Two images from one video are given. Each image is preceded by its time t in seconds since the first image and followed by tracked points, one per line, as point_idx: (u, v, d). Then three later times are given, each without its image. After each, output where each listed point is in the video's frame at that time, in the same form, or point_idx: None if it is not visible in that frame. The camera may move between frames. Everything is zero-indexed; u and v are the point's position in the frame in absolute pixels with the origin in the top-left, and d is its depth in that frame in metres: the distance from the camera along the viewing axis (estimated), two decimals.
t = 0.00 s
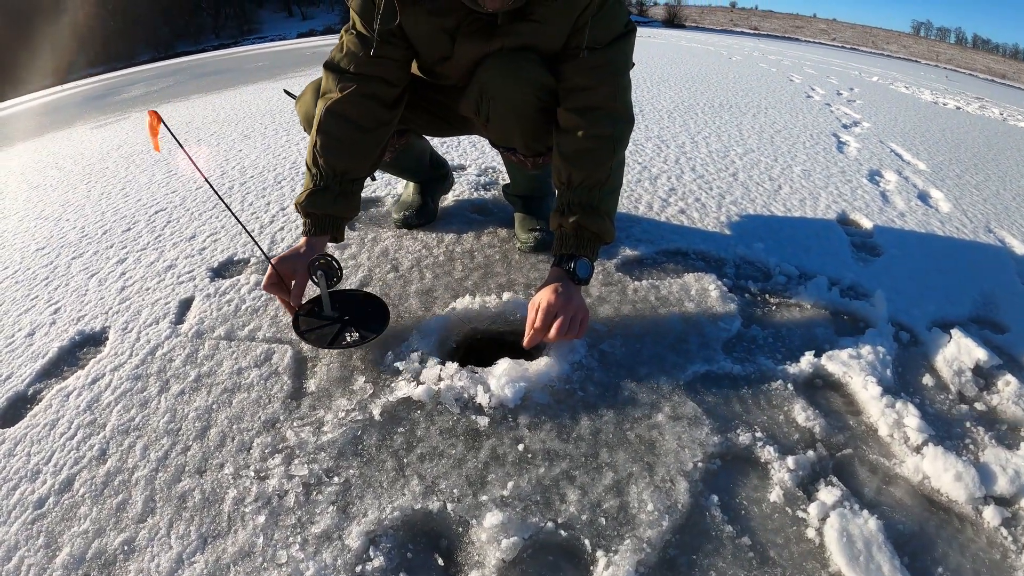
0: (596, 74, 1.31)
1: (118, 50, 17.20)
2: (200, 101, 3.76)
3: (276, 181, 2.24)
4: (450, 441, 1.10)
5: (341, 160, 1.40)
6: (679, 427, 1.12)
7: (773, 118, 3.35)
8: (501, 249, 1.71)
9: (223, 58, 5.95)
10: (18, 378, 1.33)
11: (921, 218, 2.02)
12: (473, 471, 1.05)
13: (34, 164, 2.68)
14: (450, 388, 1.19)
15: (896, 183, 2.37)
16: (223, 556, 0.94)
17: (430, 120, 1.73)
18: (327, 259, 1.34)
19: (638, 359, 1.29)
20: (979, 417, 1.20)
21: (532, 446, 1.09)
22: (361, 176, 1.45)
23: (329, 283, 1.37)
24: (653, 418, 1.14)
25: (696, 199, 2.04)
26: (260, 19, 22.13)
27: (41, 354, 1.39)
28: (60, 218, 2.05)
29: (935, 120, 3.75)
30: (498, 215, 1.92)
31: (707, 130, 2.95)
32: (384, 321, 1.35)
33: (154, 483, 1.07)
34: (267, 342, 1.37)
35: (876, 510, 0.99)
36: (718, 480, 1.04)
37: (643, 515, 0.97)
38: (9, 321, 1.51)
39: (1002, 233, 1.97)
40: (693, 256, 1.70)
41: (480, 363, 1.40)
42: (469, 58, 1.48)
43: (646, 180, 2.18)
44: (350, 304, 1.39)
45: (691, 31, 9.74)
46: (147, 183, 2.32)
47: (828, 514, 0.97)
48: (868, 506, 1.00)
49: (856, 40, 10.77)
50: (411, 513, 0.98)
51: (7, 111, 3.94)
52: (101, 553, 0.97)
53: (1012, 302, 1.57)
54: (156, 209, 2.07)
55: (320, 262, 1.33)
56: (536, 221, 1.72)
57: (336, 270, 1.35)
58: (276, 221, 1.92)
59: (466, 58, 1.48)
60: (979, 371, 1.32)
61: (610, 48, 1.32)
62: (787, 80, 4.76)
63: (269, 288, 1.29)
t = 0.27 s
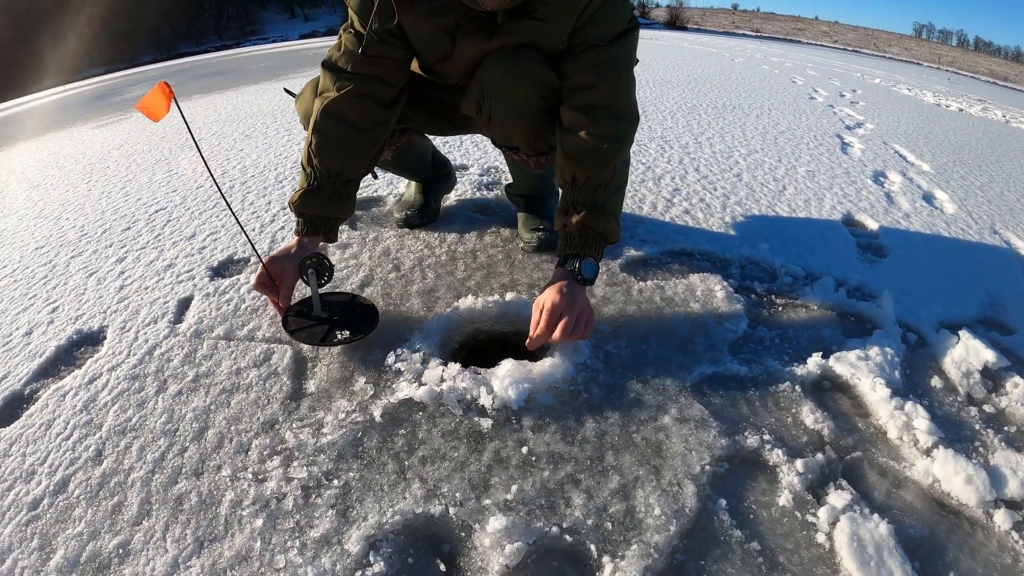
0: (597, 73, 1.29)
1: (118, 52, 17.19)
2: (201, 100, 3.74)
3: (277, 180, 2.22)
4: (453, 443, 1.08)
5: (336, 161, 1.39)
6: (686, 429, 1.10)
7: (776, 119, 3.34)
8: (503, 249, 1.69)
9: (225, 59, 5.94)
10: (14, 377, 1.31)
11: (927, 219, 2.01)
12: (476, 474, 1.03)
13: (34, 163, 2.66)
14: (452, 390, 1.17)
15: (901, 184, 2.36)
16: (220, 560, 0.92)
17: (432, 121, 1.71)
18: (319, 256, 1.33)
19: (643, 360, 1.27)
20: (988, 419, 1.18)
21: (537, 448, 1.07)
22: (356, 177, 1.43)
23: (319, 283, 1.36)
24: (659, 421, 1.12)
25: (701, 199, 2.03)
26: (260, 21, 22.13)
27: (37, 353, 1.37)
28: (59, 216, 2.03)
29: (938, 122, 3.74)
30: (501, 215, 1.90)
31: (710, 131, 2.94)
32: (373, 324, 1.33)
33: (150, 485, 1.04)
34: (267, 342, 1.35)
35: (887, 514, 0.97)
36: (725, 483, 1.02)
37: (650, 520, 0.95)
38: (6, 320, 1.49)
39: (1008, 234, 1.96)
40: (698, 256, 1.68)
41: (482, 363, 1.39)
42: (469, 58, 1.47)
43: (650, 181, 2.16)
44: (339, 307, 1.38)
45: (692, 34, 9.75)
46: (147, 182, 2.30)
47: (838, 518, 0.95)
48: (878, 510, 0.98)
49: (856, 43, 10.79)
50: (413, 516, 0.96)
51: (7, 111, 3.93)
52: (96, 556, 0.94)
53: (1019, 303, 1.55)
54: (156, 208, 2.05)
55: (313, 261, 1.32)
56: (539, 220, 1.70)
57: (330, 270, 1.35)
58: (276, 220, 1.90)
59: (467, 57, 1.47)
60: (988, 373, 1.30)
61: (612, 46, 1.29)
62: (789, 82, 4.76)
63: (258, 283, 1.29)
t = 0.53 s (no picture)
0: (600, 74, 1.28)
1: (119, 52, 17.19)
2: (202, 101, 3.73)
3: (278, 181, 2.21)
4: (454, 448, 1.07)
5: (334, 163, 1.37)
6: (691, 434, 1.09)
7: (779, 121, 3.33)
8: (505, 251, 1.68)
9: (227, 60, 5.93)
10: (10, 379, 1.29)
11: (931, 222, 2.00)
12: (478, 479, 1.01)
13: (34, 163, 2.65)
14: (454, 394, 1.16)
15: (904, 186, 2.35)
16: (217, 566, 0.90)
17: (433, 122, 1.70)
18: (312, 264, 1.34)
19: (647, 364, 1.26)
20: (995, 424, 1.17)
21: (540, 453, 1.06)
22: (354, 180, 1.41)
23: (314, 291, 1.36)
24: (663, 425, 1.11)
25: (704, 201, 2.02)
26: (261, 22, 22.12)
27: (35, 354, 1.35)
28: (59, 216, 2.02)
29: (941, 124, 3.73)
30: (503, 217, 1.89)
31: (713, 133, 2.93)
32: (366, 335, 1.32)
33: (148, 490, 1.03)
34: (266, 344, 1.34)
35: (893, 520, 0.96)
36: (730, 489, 1.01)
37: (655, 527, 0.94)
38: (4, 320, 1.48)
39: (1012, 237, 1.95)
40: (702, 259, 1.67)
41: (484, 366, 1.40)
42: (470, 59, 1.46)
43: (653, 183, 2.15)
44: (333, 314, 1.38)
45: (693, 36, 9.77)
46: (148, 183, 2.29)
47: (844, 524, 0.93)
48: (885, 516, 0.97)
49: (857, 45, 10.81)
50: (414, 523, 0.95)
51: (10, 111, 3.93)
52: (92, 561, 0.93)
53: None
54: (156, 208, 2.04)
55: (304, 267, 1.33)
56: (542, 222, 1.69)
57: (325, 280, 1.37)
58: (277, 221, 1.89)
59: (467, 59, 1.46)
60: (994, 377, 1.29)
61: (614, 45, 1.28)
62: (791, 84, 4.76)
63: (255, 287, 1.29)
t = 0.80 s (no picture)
0: (603, 80, 1.28)
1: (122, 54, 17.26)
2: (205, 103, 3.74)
3: (279, 184, 2.21)
4: (456, 454, 1.07)
5: (336, 170, 1.38)
6: (692, 440, 1.09)
7: (780, 125, 3.34)
8: (507, 256, 1.68)
9: (229, 61, 5.96)
10: (13, 382, 1.30)
11: (932, 226, 2.00)
12: (479, 485, 1.01)
13: (36, 165, 2.66)
14: (456, 400, 1.16)
15: (906, 190, 2.35)
16: (219, 571, 0.91)
17: (437, 127, 1.71)
18: (312, 274, 1.34)
19: (648, 370, 1.26)
20: (996, 430, 1.17)
21: (541, 460, 1.06)
22: (356, 186, 1.42)
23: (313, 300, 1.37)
24: (664, 432, 1.11)
25: (706, 206, 2.02)
26: (263, 24, 22.17)
27: (37, 357, 1.36)
28: (61, 218, 2.03)
29: (942, 127, 3.73)
30: (504, 221, 1.90)
31: (714, 137, 2.93)
32: (366, 347, 1.32)
33: (149, 494, 1.03)
34: (268, 348, 1.34)
35: (894, 527, 0.96)
36: (731, 495, 1.01)
37: (655, 533, 0.94)
38: (6, 323, 1.49)
39: (1014, 242, 1.95)
40: (703, 264, 1.67)
41: (485, 373, 1.42)
42: (472, 65, 1.47)
43: (654, 187, 2.15)
44: (333, 321, 1.39)
45: (694, 38, 9.79)
46: (149, 185, 2.30)
47: (845, 531, 0.94)
48: (886, 523, 0.97)
49: (858, 48, 10.81)
50: (416, 529, 0.95)
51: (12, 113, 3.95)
52: (94, 565, 0.93)
53: None
54: (158, 211, 2.05)
55: (304, 278, 1.32)
56: (543, 226, 1.69)
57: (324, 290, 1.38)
58: (278, 225, 1.89)
59: (467, 66, 1.47)
60: (995, 383, 1.29)
61: (616, 52, 1.28)
62: (793, 87, 4.76)
63: (258, 294, 1.29)
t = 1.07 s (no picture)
0: (625, 99, 1.36)
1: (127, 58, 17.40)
2: (208, 107, 3.77)
3: (282, 191, 2.24)
4: (455, 466, 1.09)
5: (340, 185, 1.41)
6: (686, 453, 1.12)
7: (781, 131, 3.36)
8: (507, 267, 1.71)
9: (233, 64, 6.00)
10: (19, 391, 1.33)
11: (930, 235, 2.02)
12: (478, 497, 1.04)
13: (41, 169, 2.70)
14: (455, 412, 1.19)
15: (905, 199, 2.37)
16: None
17: (438, 138, 1.74)
18: (314, 286, 1.36)
19: (645, 383, 1.28)
20: (988, 443, 1.18)
21: (538, 472, 1.08)
22: (360, 200, 1.45)
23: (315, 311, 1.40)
24: (659, 445, 1.13)
25: (704, 215, 2.04)
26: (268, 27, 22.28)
27: (43, 365, 1.39)
28: (65, 225, 2.06)
29: (943, 133, 3.74)
30: (505, 231, 1.92)
31: (714, 144, 2.95)
32: (370, 356, 1.36)
33: (156, 504, 1.06)
34: (271, 359, 1.37)
35: (883, 540, 0.98)
36: (724, 508, 1.03)
37: (649, 545, 0.96)
38: (11, 330, 1.52)
39: (1012, 251, 1.96)
40: (701, 275, 1.69)
41: (484, 386, 1.44)
42: (473, 79, 1.50)
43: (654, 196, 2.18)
44: (334, 331, 1.42)
45: (697, 41, 9.80)
46: (152, 191, 2.33)
47: (834, 544, 0.96)
48: (875, 536, 0.99)
49: (861, 51, 10.81)
50: (415, 540, 0.98)
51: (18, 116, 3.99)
52: (102, 573, 0.96)
53: (1022, 323, 1.56)
54: (161, 218, 2.08)
55: (306, 291, 1.35)
56: (543, 237, 1.70)
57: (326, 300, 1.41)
58: (281, 233, 1.92)
59: (468, 80, 1.50)
60: (989, 395, 1.30)
61: (636, 75, 1.36)
62: (794, 92, 4.78)
63: (262, 301, 1.35)
